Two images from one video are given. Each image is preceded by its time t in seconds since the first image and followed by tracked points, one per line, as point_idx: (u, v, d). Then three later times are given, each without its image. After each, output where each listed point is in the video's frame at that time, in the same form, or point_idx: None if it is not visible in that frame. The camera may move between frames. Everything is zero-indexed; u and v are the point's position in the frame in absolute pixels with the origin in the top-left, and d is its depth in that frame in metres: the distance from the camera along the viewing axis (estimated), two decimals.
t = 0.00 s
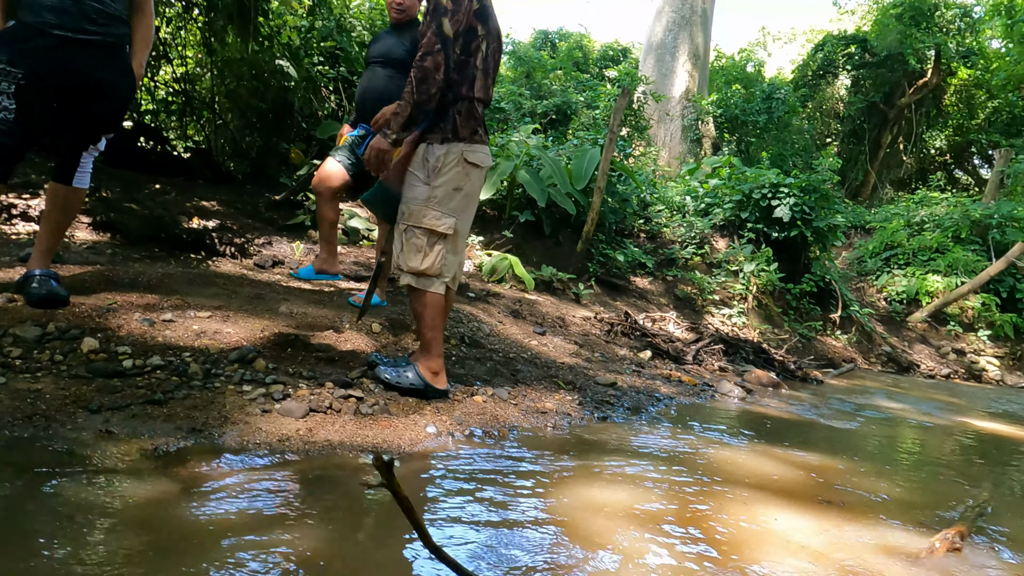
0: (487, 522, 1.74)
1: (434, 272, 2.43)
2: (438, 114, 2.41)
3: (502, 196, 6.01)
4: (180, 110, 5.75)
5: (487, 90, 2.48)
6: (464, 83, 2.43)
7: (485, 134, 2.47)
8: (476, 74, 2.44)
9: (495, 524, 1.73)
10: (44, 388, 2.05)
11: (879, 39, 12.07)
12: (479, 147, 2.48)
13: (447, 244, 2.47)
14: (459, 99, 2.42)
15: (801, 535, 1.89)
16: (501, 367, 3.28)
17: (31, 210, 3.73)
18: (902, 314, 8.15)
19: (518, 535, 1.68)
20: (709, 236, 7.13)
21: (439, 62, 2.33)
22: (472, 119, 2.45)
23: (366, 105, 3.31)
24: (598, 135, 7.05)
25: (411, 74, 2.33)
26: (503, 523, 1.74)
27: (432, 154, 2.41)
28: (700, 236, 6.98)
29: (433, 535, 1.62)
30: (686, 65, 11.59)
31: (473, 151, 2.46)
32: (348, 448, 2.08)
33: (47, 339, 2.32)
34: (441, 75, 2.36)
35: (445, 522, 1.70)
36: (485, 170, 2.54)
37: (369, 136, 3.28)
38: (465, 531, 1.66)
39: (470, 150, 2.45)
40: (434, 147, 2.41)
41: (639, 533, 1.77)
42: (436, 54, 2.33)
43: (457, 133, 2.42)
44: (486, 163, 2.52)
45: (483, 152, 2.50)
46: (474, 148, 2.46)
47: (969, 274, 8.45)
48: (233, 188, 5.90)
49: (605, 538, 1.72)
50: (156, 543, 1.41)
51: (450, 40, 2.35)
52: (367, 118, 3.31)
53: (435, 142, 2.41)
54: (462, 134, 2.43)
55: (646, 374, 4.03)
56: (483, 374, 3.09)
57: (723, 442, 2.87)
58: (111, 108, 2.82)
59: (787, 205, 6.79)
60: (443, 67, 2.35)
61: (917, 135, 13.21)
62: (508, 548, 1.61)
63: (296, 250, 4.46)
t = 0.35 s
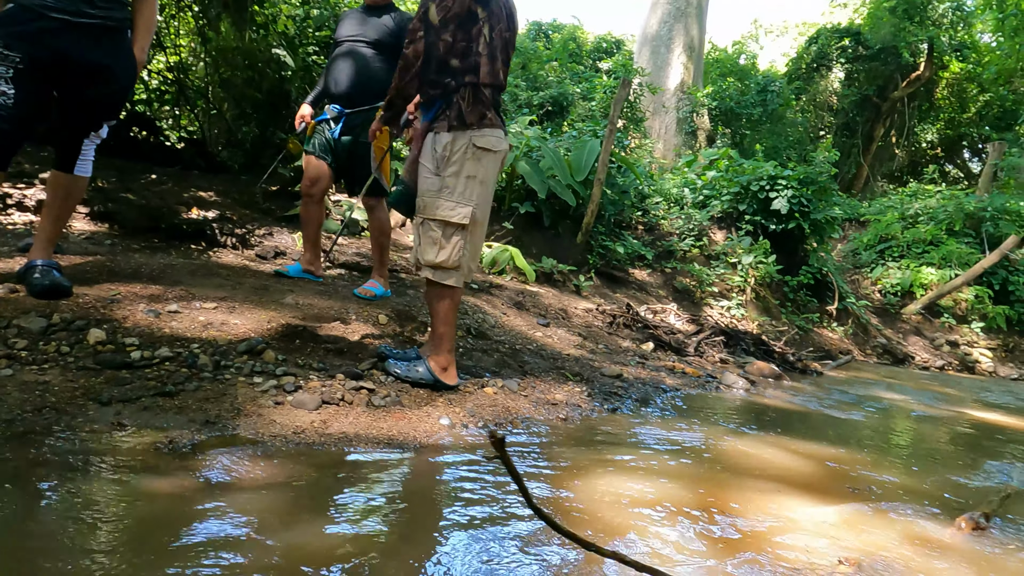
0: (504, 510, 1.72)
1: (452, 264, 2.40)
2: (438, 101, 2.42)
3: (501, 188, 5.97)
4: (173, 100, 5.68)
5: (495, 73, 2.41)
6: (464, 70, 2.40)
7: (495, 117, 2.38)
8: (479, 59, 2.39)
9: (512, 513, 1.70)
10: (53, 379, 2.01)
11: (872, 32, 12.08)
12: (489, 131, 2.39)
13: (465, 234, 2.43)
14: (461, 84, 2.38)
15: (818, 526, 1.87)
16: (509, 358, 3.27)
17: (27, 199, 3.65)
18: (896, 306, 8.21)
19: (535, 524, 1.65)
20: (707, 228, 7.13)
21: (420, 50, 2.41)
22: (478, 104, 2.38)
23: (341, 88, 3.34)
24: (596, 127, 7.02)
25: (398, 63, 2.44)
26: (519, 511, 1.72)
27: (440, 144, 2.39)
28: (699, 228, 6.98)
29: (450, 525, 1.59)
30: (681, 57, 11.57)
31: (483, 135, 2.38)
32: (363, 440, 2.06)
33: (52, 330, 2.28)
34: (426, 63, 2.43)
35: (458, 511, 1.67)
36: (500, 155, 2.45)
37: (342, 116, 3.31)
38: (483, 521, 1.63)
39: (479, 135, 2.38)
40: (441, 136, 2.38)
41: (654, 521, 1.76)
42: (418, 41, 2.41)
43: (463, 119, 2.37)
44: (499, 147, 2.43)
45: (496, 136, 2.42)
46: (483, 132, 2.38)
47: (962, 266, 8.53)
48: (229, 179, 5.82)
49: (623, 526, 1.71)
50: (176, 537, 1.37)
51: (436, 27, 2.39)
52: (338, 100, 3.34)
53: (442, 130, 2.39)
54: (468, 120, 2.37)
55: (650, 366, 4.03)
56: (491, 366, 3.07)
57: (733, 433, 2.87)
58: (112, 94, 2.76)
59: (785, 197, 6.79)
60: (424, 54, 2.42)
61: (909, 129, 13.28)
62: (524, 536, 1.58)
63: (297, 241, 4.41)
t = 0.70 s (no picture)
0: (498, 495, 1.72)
1: (440, 255, 2.39)
2: (423, 89, 2.43)
3: (493, 180, 5.96)
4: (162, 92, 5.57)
5: (480, 61, 2.38)
6: (449, 59, 2.38)
7: (478, 103, 2.35)
8: (461, 48, 2.36)
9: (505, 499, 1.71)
10: (44, 369, 1.99)
11: (861, 27, 12.13)
12: (473, 118, 2.37)
13: (453, 225, 2.41)
14: (444, 71, 2.37)
15: (808, 510, 1.89)
16: (503, 349, 3.27)
17: (14, 189, 3.60)
18: (885, 299, 8.29)
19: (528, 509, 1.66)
20: (699, 221, 7.16)
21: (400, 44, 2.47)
22: (461, 90, 2.36)
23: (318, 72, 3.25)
24: (588, 120, 7.02)
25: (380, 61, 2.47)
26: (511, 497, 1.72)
27: (424, 132, 2.39)
28: (690, 221, 7.00)
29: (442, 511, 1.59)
30: (672, 51, 11.58)
31: (466, 122, 2.36)
32: (359, 429, 2.05)
33: (42, 320, 2.26)
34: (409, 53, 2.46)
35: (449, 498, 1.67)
36: (487, 143, 2.41)
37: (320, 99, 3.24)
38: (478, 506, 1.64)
39: (462, 122, 2.36)
40: (425, 124, 2.39)
41: (645, 504, 1.77)
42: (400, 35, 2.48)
43: (446, 106, 2.36)
44: (485, 134, 2.39)
45: (480, 123, 2.38)
46: (467, 119, 2.36)
47: (950, 259, 8.61)
48: (219, 171, 5.77)
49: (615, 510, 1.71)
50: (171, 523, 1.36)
51: (414, 19, 2.39)
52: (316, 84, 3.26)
53: (426, 118, 2.40)
54: (450, 107, 2.36)
55: (643, 357, 4.05)
56: (485, 356, 3.07)
57: (727, 422, 2.88)
58: (103, 82, 2.74)
59: (775, 190, 6.82)
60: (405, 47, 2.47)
61: (897, 123, 13.37)
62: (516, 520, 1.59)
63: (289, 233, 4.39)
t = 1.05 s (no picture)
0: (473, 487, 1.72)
1: (419, 250, 2.39)
2: (404, 84, 2.40)
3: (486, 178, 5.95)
4: (155, 90, 5.64)
5: (463, 59, 2.38)
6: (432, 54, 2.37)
7: (458, 101, 2.34)
8: (445, 45, 2.36)
9: (480, 490, 1.70)
10: (23, 363, 1.99)
11: (859, 25, 12.10)
12: (452, 115, 2.36)
13: (431, 220, 2.40)
14: (425, 68, 2.36)
15: (790, 502, 1.89)
16: (491, 345, 3.27)
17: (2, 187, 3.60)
18: (881, 296, 8.28)
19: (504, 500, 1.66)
20: (693, 218, 7.15)
21: (390, 41, 2.37)
22: (441, 86, 2.35)
23: (305, 63, 3.19)
24: (583, 117, 7.01)
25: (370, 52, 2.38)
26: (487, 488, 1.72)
27: (403, 127, 2.38)
28: (685, 218, 6.99)
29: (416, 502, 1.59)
30: (669, 49, 11.57)
31: (445, 119, 2.35)
32: (340, 422, 2.05)
33: (23, 315, 2.25)
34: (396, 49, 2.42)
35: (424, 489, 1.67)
36: (465, 140, 2.40)
37: (304, 93, 3.19)
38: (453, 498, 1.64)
39: (441, 119, 2.35)
40: (404, 119, 2.38)
41: (623, 495, 1.77)
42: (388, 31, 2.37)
43: (425, 102, 2.35)
44: (463, 131, 2.38)
45: (459, 120, 2.37)
46: (446, 116, 2.35)
47: (946, 256, 8.59)
48: (212, 168, 5.77)
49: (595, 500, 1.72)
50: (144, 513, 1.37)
51: (405, 15, 2.35)
52: (303, 76, 3.20)
53: (406, 113, 2.38)
54: (429, 103, 2.34)
55: (634, 353, 4.05)
56: (472, 352, 3.07)
57: (713, 418, 2.88)
58: (88, 76, 2.76)
59: (770, 187, 6.81)
60: (393, 44, 2.37)
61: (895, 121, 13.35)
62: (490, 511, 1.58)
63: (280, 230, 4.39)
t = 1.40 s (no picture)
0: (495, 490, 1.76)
1: (444, 257, 2.44)
2: (431, 97, 2.46)
3: (497, 183, 6.00)
4: (170, 100, 5.76)
5: (489, 72, 2.44)
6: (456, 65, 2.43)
7: (483, 112, 2.40)
8: (473, 58, 2.41)
9: (503, 493, 1.74)
10: (58, 372, 2.06)
11: (867, 24, 12.07)
12: (477, 126, 2.41)
13: (457, 228, 2.46)
14: (452, 80, 2.42)
15: (810, 503, 1.92)
16: (506, 349, 3.31)
17: (28, 198, 3.69)
18: (892, 297, 8.27)
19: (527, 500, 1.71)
20: (703, 221, 7.16)
21: (427, 52, 2.37)
22: (466, 98, 2.41)
23: (324, 73, 3.25)
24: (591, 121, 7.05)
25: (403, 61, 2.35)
26: (513, 492, 1.76)
27: (430, 138, 2.44)
28: (695, 221, 7.01)
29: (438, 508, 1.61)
30: (676, 51, 11.57)
31: (471, 130, 2.40)
32: (364, 427, 2.10)
33: (56, 324, 2.32)
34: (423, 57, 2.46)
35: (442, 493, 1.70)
36: (490, 149, 2.45)
37: (324, 102, 3.25)
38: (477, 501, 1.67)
39: (467, 130, 2.40)
40: (431, 130, 2.44)
41: (647, 496, 1.81)
42: (424, 41, 2.37)
43: (451, 114, 2.41)
44: (489, 141, 2.43)
45: (485, 130, 2.42)
46: (471, 126, 2.40)
47: (958, 256, 8.57)
48: (227, 177, 5.86)
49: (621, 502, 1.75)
50: (176, 517, 1.41)
51: (440, 27, 2.37)
52: (322, 85, 3.26)
53: (433, 125, 2.44)
54: (455, 115, 2.40)
55: (647, 356, 4.08)
56: (489, 356, 3.12)
57: (727, 420, 2.91)
58: (112, 90, 2.80)
59: (779, 189, 6.83)
60: (430, 55, 2.37)
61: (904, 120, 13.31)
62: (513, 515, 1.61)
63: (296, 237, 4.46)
